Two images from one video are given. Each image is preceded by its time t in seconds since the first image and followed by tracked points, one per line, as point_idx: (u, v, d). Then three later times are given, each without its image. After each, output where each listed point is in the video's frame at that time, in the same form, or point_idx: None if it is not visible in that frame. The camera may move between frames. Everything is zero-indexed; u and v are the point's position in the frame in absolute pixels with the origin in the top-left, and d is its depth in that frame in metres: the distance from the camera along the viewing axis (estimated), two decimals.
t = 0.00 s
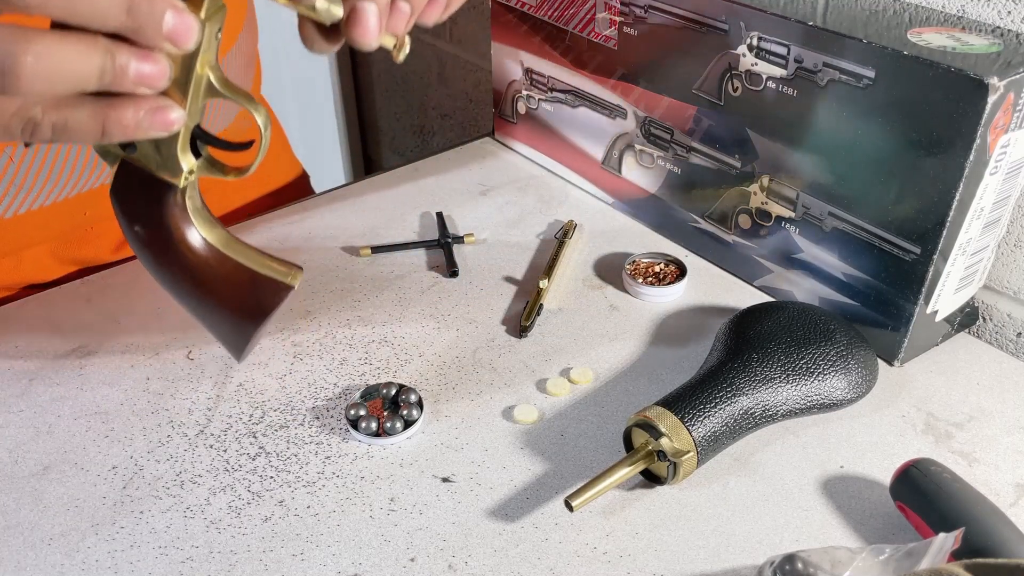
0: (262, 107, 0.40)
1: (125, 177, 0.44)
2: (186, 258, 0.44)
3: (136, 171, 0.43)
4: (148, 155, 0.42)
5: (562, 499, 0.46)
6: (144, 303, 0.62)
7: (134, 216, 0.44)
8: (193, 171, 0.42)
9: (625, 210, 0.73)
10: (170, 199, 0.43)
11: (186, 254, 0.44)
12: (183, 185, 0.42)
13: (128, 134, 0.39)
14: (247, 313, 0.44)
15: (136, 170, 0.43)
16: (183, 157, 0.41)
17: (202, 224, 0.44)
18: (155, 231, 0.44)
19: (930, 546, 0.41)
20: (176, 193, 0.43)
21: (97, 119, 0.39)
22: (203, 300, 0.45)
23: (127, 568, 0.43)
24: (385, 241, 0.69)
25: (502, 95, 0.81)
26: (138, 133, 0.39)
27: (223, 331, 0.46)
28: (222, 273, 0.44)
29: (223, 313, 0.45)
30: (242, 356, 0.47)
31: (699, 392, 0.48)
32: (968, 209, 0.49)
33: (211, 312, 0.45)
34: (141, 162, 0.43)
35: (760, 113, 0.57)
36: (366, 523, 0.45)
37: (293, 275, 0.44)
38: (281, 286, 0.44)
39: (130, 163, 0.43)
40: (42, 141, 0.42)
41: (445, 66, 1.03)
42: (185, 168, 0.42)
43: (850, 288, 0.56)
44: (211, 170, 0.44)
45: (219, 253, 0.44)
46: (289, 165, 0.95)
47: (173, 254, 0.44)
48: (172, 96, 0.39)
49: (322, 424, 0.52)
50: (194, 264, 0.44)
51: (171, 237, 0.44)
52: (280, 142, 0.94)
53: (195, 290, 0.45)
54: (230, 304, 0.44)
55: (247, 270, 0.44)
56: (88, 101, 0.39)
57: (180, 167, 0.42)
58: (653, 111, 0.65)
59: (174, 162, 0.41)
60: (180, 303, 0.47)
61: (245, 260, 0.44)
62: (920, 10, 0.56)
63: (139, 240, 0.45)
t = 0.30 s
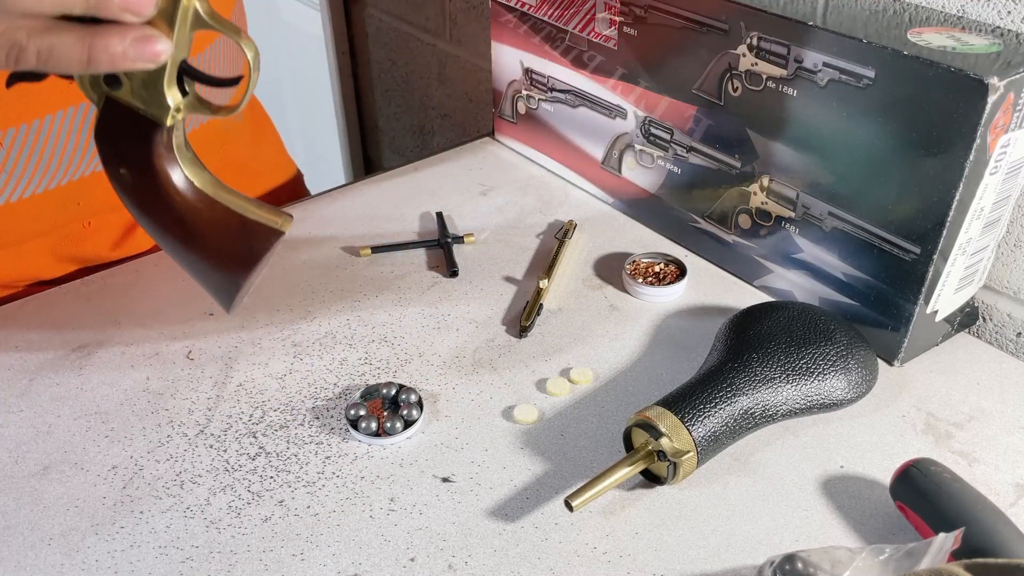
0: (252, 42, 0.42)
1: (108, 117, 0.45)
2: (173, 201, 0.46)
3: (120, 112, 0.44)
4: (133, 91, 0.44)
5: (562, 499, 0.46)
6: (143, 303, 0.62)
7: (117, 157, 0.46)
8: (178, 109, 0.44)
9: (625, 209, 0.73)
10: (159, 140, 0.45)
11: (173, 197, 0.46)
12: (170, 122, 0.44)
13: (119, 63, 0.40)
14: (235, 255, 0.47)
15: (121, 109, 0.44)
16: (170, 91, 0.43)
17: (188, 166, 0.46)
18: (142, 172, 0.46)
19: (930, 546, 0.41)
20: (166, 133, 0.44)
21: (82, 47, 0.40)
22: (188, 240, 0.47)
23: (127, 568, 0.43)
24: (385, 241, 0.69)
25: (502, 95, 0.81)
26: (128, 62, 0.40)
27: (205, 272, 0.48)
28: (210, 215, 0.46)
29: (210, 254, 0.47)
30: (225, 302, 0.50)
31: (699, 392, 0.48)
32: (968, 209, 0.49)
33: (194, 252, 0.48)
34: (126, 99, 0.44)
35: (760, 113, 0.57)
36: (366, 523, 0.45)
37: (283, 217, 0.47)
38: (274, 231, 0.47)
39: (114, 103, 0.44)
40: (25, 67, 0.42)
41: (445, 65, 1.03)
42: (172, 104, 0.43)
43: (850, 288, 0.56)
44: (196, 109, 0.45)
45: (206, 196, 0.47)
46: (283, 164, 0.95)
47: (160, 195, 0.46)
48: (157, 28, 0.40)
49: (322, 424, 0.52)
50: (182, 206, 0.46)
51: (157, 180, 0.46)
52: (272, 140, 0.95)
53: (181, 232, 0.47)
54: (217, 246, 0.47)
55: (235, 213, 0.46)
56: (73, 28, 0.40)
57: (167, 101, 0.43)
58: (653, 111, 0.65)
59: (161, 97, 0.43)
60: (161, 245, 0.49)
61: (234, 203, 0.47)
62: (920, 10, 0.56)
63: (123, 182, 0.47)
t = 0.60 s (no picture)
0: None
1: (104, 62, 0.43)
2: (174, 141, 0.44)
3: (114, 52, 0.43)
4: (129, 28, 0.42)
5: (562, 499, 0.46)
6: (143, 303, 0.62)
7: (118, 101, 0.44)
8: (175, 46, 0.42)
9: (625, 209, 0.73)
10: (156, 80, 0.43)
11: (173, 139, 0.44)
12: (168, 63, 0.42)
13: None
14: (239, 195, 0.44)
15: (117, 49, 0.43)
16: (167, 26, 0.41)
17: (187, 105, 0.44)
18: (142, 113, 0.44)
19: (930, 546, 0.41)
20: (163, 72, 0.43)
21: None
22: (192, 182, 0.45)
23: (127, 568, 0.43)
24: (385, 241, 0.70)
25: (502, 95, 0.81)
26: None
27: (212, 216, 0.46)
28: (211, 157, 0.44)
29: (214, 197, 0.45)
30: (237, 247, 0.47)
31: (699, 392, 0.48)
32: (968, 209, 0.49)
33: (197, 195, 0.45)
34: (123, 40, 0.42)
35: (760, 113, 0.57)
36: (366, 523, 0.45)
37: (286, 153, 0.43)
38: (276, 170, 0.43)
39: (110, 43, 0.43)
40: None
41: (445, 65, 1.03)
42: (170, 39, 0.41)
43: (850, 288, 0.56)
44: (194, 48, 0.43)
45: (206, 136, 0.44)
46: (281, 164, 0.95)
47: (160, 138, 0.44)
48: None
49: (322, 424, 0.52)
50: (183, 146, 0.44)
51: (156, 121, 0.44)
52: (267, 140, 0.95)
53: (184, 173, 0.45)
54: (220, 189, 0.44)
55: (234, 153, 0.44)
56: None
57: (164, 37, 0.41)
58: (653, 111, 0.65)
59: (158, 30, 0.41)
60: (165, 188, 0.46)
61: (235, 143, 0.44)
62: (920, 10, 0.56)
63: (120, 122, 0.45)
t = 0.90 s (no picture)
0: None
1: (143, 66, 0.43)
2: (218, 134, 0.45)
3: (156, 57, 0.43)
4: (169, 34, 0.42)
5: (562, 499, 0.46)
6: (143, 304, 0.62)
7: (160, 101, 0.44)
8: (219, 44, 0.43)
9: (625, 209, 0.73)
10: (194, 81, 0.43)
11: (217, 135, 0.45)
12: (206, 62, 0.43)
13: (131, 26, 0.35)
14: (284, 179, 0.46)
15: (157, 55, 0.43)
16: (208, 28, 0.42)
17: (227, 100, 0.45)
18: (185, 113, 0.44)
19: (930, 546, 0.41)
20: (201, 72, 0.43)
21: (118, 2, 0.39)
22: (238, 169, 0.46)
23: (127, 568, 0.43)
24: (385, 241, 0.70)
25: (502, 95, 0.81)
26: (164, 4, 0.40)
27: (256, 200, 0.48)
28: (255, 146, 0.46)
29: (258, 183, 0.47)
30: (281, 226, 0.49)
31: (699, 392, 0.48)
32: (968, 209, 0.49)
33: (239, 184, 0.47)
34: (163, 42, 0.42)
35: (760, 113, 0.57)
36: (366, 523, 0.45)
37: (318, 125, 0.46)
38: (313, 148, 0.46)
39: (150, 47, 0.42)
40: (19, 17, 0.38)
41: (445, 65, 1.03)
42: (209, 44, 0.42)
43: (850, 288, 0.56)
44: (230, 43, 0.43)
45: (246, 126, 0.46)
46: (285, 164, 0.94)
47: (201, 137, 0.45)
48: None
49: (322, 424, 0.52)
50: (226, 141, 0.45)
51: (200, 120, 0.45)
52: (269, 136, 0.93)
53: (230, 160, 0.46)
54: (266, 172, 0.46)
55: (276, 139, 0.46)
56: None
57: (203, 41, 0.42)
58: (653, 111, 0.65)
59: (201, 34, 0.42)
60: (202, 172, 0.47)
61: (274, 129, 0.46)
62: (920, 10, 0.56)
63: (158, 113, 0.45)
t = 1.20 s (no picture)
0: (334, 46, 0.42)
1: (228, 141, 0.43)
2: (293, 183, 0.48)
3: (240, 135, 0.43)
4: (256, 118, 0.43)
5: (562, 499, 0.46)
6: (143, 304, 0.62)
7: (241, 163, 0.45)
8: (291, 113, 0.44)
9: (625, 210, 0.73)
10: (274, 145, 0.46)
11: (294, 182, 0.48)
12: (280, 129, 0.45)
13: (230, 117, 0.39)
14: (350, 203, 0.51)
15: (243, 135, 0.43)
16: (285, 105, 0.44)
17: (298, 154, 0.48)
18: (267, 171, 0.46)
19: (929, 546, 0.41)
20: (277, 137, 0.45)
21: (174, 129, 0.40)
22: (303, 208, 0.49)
23: (127, 568, 0.43)
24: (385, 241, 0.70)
25: (502, 95, 0.81)
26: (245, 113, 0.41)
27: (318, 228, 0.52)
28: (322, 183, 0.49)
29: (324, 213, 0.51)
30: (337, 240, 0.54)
31: (699, 392, 0.48)
32: (968, 209, 0.49)
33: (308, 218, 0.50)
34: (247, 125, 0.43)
35: (760, 114, 0.57)
36: (366, 523, 0.45)
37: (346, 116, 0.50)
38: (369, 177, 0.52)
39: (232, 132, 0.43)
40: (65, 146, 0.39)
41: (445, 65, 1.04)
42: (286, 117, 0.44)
43: (850, 288, 0.56)
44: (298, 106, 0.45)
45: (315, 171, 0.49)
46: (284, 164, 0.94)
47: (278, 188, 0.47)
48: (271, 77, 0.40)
49: (322, 424, 0.52)
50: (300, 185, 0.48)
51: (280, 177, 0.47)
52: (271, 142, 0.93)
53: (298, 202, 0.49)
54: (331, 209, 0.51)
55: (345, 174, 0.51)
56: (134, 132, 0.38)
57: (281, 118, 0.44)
58: (654, 111, 0.65)
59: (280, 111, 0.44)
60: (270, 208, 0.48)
61: (333, 166, 0.50)
62: (920, 10, 0.56)
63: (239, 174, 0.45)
